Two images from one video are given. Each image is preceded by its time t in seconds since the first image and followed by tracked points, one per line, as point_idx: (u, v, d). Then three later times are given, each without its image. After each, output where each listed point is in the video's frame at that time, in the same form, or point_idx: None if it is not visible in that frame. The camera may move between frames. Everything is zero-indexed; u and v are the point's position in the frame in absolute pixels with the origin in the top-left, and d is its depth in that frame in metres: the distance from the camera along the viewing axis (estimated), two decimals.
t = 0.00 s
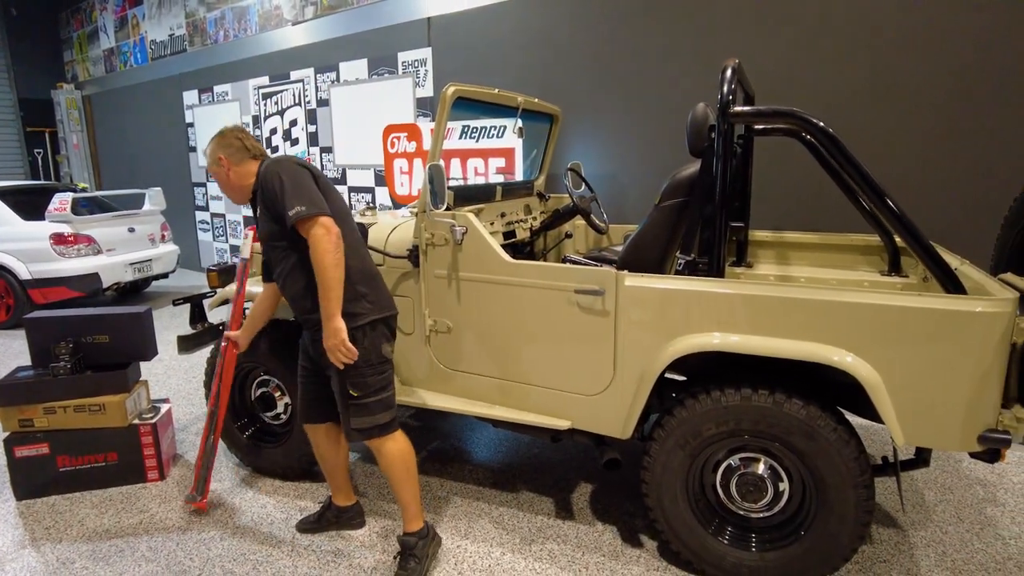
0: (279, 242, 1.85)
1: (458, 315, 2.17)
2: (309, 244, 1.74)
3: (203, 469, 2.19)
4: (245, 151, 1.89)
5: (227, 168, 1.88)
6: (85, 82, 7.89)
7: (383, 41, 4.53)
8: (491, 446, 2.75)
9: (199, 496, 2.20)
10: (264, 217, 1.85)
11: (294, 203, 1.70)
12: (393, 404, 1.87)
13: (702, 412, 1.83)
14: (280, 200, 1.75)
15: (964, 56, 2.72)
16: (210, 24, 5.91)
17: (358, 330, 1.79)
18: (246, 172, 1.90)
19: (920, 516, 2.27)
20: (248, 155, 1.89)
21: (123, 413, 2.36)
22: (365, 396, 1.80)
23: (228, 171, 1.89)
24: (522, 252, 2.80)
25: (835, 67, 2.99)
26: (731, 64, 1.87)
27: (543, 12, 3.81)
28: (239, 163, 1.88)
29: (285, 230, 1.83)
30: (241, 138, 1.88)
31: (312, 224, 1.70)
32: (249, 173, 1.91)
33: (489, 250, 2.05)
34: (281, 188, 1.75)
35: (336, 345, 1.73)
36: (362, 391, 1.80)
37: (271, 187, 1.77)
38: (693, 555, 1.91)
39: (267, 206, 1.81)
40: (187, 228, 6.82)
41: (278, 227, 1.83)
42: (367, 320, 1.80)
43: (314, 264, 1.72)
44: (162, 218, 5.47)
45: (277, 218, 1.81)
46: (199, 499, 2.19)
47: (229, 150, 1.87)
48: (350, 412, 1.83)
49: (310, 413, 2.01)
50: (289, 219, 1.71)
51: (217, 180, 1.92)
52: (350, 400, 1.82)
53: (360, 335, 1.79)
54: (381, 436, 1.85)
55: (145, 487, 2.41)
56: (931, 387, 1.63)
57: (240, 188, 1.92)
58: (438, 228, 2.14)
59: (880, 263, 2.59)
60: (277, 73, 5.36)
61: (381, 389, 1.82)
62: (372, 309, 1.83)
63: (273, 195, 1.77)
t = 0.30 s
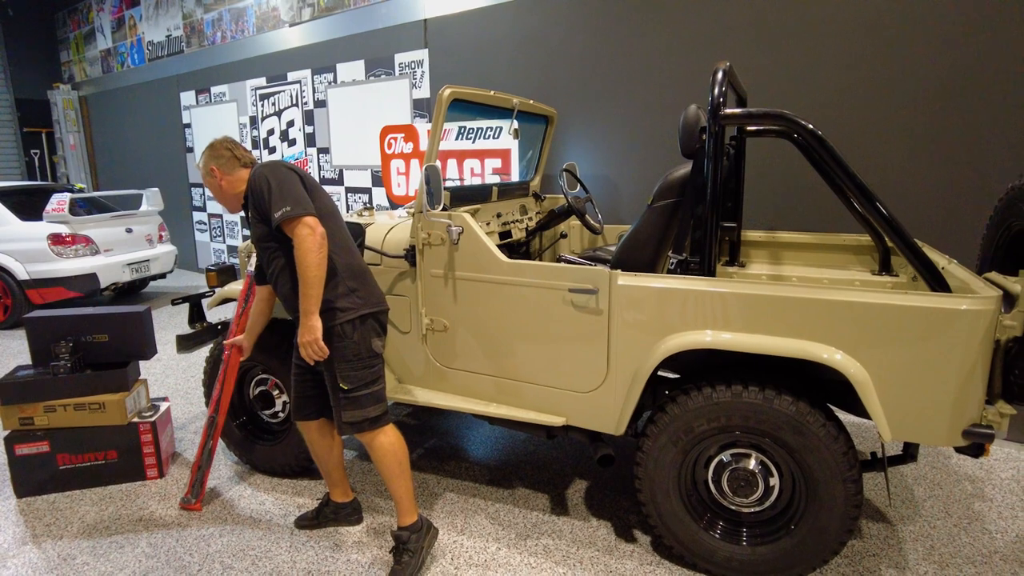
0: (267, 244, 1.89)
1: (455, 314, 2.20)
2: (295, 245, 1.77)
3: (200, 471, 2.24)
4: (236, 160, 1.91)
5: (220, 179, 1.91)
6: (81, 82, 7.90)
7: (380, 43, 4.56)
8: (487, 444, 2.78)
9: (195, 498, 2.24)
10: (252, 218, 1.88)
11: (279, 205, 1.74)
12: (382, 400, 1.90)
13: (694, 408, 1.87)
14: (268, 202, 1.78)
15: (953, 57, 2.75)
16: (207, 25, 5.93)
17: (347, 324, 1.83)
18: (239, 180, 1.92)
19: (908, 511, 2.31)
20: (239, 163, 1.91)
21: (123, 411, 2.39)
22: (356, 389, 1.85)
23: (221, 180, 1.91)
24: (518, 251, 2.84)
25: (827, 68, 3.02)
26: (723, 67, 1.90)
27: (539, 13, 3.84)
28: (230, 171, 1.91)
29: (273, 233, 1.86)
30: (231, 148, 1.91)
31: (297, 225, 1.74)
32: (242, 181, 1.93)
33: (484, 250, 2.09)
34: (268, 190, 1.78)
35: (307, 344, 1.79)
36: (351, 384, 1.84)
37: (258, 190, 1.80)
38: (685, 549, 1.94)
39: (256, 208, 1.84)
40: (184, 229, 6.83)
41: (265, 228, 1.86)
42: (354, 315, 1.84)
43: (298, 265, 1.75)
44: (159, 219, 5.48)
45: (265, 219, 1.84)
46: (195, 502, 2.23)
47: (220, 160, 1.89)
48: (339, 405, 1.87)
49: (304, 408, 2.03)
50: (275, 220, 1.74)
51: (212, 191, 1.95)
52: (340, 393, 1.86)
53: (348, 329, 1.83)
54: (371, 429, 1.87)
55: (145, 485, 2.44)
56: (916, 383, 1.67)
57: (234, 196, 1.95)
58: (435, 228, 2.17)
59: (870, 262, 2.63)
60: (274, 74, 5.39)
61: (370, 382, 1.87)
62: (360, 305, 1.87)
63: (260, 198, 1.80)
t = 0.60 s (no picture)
0: (264, 237, 1.92)
1: (451, 311, 2.23)
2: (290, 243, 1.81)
3: (200, 467, 2.27)
4: (241, 149, 1.94)
5: (223, 165, 1.93)
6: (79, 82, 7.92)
7: (377, 44, 4.60)
8: (483, 440, 2.81)
9: (196, 494, 2.28)
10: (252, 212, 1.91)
11: (278, 205, 1.77)
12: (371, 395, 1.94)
13: (685, 402, 1.90)
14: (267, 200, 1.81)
15: (942, 57, 2.77)
16: (205, 25, 5.95)
17: (338, 320, 1.87)
18: (242, 169, 1.95)
19: (897, 505, 2.35)
20: (243, 152, 1.94)
21: (123, 408, 2.42)
22: (345, 383, 1.88)
23: (223, 167, 1.93)
24: (513, 250, 2.87)
25: (818, 69, 3.06)
26: (713, 69, 1.94)
27: (535, 15, 3.87)
28: (234, 160, 1.93)
29: (271, 228, 1.90)
30: (236, 136, 1.94)
31: (294, 226, 1.78)
32: (244, 171, 1.96)
33: (479, 248, 2.12)
34: (269, 186, 1.81)
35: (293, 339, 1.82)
36: (341, 378, 1.87)
37: (259, 184, 1.83)
38: (677, 541, 1.98)
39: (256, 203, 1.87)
40: (182, 229, 6.86)
41: (263, 223, 1.90)
42: (345, 312, 1.89)
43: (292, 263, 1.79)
44: (158, 219, 5.51)
45: (263, 215, 1.87)
46: (196, 497, 2.27)
47: (225, 147, 1.91)
48: (330, 399, 1.90)
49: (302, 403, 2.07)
50: (273, 218, 1.78)
51: (213, 176, 1.97)
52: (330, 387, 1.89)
53: (339, 325, 1.87)
54: (360, 423, 1.91)
55: (145, 481, 2.47)
56: (902, 377, 1.71)
57: (235, 184, 1.97)
58: (431, 227, 2.21)
59: (861, 261, 2.67)
60: (272, 75, 5.42)
61: (359, 378, 1.91)
62: (352, 302, 1.91)
63: (260, 193, 1.83)
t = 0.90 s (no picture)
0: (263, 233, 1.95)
1: (446, 308, 2.26)
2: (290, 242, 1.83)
3: (199, 462, 2.30)
4: (243, 140, 1.97)
5: (226, 157, 1.95)
6: (77, 82, 7.93)
7: (374, 44, 4.62)
8: (479, 437, 2.84)
9: (195, 489, 2.31)
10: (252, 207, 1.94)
11: (280, 205, 1.80)
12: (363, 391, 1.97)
13: (676, 397, 1.94)
14: (269, 199, 1.84)
15: (931, 58, 2.81)
16: (203, 26, 5.97)
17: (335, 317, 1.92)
18: (243, 161, 1.98)
19: (886, 499, 2.38)
20: (245, 144, 1.97)
21: (122, 405, 2.44)
22: (339, 379, 1.91)
23: (224, 157, 1.96)
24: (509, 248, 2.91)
25: (810, 69, 3.09)
26: (703, 69, 1.97)
27: (531, 15, 3.91)
28: (236, 151, 1.96)
29: (270, 225, 1.93)
30: (238, 128, 1.96)
31: (295, 227, 1.80)
32: (245, 163, 1.98)
33: (473, 246, 2.15)
34: (272, 184, 1.84)
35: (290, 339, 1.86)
36: (334, 374, 1.91)
37: (263, 180, 1.85)
38: (668, 535, 2.01)
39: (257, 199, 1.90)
40: (180, 228, 6.88)
41: (262, 220, 1.92)
42: (341, 309, 1.92)
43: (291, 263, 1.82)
44: (156, 218, 5.53)
45: (263, 212, 1.90)
46: (195, 492, 2.30)
47: (227, 138, 1.94)
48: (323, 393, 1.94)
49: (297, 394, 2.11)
50: (274, 217, 1.80)
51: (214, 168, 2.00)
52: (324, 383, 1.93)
53: (334, 322, 1.91)
54: (354, 419, 1.94)
55: (144, 476, 2.50)
56: (888, 372, 1.74)
57: (234, 175, 2.00)
58: (427, 225, 2.24)
59: (852, 259, 2.70)
60: (269, 75, 5.44)
61: (353, 373, 1.94)
62: (348, 300, 1.95)
63: (263, 190, 1.86)
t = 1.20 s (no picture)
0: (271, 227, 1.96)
1: (443, 305, 2.28)
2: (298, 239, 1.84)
3: (197, 458, 2.32)
4: (251, 128, 1.98)
5: (230, 141, 1.96)
6: (75, 81, 7.94)
7: (373, 43, 4.63)
8: (477, 433, 2.86)
9: (195, 484, 2.33)
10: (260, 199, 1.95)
11: (298, 203, 1.82)
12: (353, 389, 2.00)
13: (671, 393, 1.95)
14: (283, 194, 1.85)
15: (926, 57, 2.82)
16: (202, 24, 5.98)
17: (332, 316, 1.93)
18: (248, 149, 1.99)
19: (881, 494, 2.40)
20: (252, 133, 1.98)
21: (122, 401, 2.46)
22: (332, 378, 1.95)
23: (231, 144, 1.96)
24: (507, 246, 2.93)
25: (806, 68, 3.11)
26: (698, 67, 1.98)
27: (529, 14, 3.92)
28: (245, 141, 1.97)
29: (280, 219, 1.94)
30: (247, 115, 1.97)
31: (308, 225, 1.82)
32: (251, 152, 1.99)
33: (470, 243, 2.17)
34: (286, 179, 1.85)
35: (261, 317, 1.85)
36: (328, 373, 1.94)
37: (278, 174, 1.87)
38: (663, 529, 2.03)
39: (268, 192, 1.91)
40: (179, 226, 6.89)
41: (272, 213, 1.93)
42: (338, 310, 1.93)
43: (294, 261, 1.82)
44: (155, 216, 5.54)
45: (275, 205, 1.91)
46: (195, 487, 2.32)
47: (237, 125, 1.95)
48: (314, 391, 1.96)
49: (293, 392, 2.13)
50: (290, 214, 1.82)
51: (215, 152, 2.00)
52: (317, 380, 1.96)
53: (332, 321, 1.93)
54: (342, 418, 1.99)
55: (143, 472, 2.51)
56: (882, 367, 1.76)
57: (237, 162, 2.00)
58: (424, 223, 2.25)
59: (847, 256, 2.72)
60: (268, 74, 5.46)
61: (346, 373, 1.97)
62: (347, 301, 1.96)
63: (277, 185, 1.87)
